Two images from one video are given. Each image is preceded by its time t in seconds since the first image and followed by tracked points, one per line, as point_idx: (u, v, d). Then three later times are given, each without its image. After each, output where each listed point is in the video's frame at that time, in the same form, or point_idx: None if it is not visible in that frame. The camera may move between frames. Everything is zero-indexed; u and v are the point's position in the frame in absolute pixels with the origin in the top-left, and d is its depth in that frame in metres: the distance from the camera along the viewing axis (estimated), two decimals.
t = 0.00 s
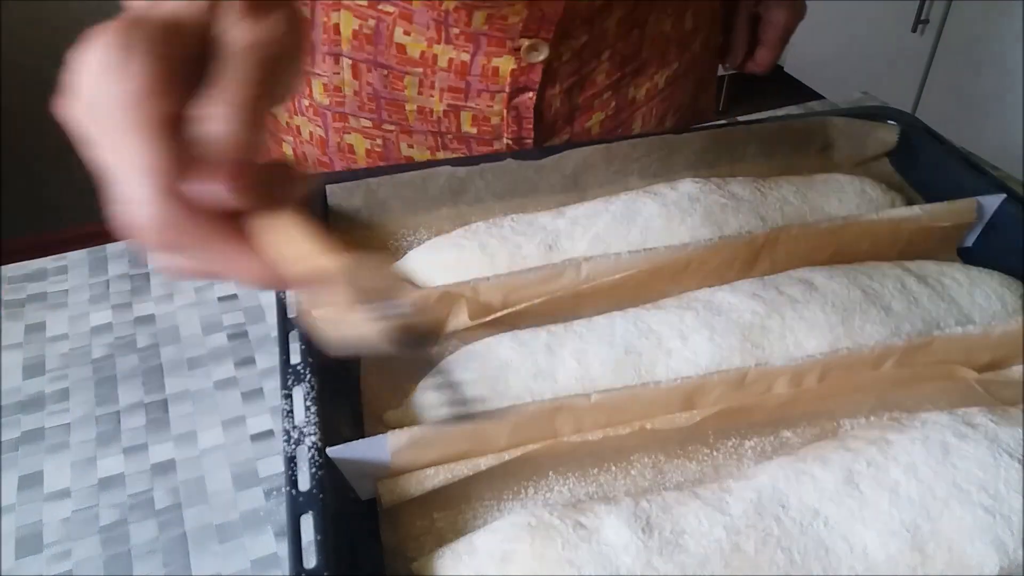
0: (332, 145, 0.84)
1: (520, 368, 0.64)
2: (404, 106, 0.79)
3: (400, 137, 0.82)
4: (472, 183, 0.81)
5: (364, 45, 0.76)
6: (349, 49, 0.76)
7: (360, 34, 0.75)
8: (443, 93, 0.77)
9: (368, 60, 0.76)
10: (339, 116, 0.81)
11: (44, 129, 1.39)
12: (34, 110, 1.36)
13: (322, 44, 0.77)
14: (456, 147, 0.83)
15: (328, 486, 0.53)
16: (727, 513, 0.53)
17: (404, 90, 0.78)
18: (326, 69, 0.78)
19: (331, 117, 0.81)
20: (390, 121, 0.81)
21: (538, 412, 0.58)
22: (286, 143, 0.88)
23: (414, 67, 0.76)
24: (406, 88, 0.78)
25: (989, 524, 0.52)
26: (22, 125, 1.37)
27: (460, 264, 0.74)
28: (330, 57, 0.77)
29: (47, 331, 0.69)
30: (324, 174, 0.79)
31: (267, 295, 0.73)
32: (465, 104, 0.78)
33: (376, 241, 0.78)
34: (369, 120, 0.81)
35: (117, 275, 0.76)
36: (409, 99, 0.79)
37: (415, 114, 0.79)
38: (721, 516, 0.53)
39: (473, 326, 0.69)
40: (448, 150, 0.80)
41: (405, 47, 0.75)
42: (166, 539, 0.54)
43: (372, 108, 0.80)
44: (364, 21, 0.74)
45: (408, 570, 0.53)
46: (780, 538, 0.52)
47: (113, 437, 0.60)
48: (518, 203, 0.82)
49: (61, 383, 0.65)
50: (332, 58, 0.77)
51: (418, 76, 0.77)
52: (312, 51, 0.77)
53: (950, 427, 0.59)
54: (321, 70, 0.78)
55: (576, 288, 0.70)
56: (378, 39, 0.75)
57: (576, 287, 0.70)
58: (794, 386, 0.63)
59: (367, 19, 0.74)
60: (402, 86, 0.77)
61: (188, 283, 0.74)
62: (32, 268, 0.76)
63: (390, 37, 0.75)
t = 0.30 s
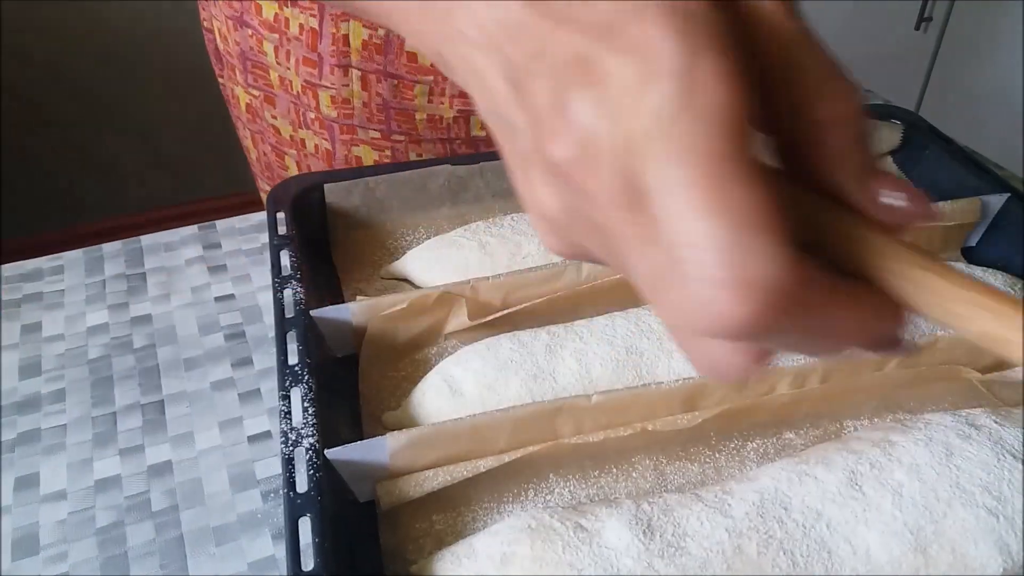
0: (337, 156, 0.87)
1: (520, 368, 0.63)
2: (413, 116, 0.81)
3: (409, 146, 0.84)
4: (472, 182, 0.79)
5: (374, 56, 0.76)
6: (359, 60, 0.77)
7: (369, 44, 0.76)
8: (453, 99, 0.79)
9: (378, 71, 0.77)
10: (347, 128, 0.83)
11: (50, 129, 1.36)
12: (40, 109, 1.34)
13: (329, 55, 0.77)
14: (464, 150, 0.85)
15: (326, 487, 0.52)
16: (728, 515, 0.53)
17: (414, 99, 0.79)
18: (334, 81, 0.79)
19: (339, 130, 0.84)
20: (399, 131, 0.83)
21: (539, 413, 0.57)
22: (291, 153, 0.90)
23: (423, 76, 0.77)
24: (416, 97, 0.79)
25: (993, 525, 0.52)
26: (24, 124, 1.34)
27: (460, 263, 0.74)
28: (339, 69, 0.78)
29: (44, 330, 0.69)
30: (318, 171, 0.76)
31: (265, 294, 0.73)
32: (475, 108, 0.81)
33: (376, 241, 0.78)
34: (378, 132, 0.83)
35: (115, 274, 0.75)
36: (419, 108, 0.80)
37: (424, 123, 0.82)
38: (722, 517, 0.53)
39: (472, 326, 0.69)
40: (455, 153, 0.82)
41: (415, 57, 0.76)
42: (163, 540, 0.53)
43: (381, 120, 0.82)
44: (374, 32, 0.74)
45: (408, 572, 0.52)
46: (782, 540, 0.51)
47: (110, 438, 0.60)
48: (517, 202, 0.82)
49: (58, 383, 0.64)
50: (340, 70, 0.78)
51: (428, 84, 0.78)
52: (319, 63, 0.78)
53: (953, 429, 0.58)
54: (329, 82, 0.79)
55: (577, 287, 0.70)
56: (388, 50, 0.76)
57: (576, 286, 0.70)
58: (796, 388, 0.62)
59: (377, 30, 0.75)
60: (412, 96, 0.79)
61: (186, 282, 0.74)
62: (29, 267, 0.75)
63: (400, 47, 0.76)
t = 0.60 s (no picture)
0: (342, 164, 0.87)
1: (520, 367, 0.64)
2: (418, 123, 0.81)
3: (413, 153, 0.85)
4: (472, 183, 0.80)
5: (380, 64, 0.77)
6: (365, 69, 0.78)
7: (375, 54, 0.77)
8: (457, 106, 0.80)
9: (383, 79, 0.78)
10: (352, 136, 0.84)
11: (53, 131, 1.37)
12: (41, 111, 1.34)
13: (334, 65, 0.78)
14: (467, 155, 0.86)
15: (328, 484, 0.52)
16: (727, 513, 0.53)
17: (419, 106, 0.80)
18: (340, 91, 0.80)
19: (343, 138, 0.84)
20: (404, 139, 0.83)
21: (539, 412, 0.57)
22: (292, 162, 0.92)
23: (429, 84, 0.78)
24: (421, 105, 0.80)
25: (989, 523, 0.52)
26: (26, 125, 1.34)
27: (461, 265, 0.74)
28: (345, 78, 0.79)
29: (47, 331, 0.69)
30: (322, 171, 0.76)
31: (267, 294, 0.73)
32: (479, 114, 0.81)
33: (377, 242, 0.79)
34: (382, 139, 0.84)
35: (117, 275, 0.76)
36: (424, 116, 0.81)
37: (429, 129, 0.82)
38: (720, 515, 0.53)
39: (472, 326, 0.69)
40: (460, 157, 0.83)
41: (420, 65, 0.77)
42: (166, 539, 0.54)
43: (386, 127, 0.83)
44: (380, 41, 0.75)
45: (408, 569, 0.53)
46: (780, 538, 0.52)
47: (113, 438, 0.60)
48: (517, 203, 0.82)
49: (61, 383, 0.65)
50: (346, 80, 0.79)
51: (434, 92, 0.79)
52: (324, 72, 0.79)
53: (950, 427, 0.59)
54: (335, 92, 0.80)
55: (576, 287, 0.70)
56: (394, 58, 0.77)
57: (576, 286, 0.71)
58: (793, 387, 0.62)
59: (383, 39, 0.75)
60: (417, 103, 0.80)
61: (188, 283, 0.74)
62: (31, 268, 0.76)
63: (406, 55, 0.76)
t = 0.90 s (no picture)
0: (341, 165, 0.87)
1: (520, 367, 0.64)
2: (417, 124, 0.81)
3: (413, 153, 0.84)
4: (472, 182, 0.80)
5: (379, 66, 0.77)
6: (364, 71, 0.78)
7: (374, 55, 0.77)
8: (457, 106, 0.80)
9: (382, 80, 0.78)
10: (351, 137, 0.84)
11: (53, 131, 1.37)
12: (41, 111, 1.34)
13: (334, 66, 0.78)
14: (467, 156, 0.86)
15: (327, 485, 0.52)
16: (727, 514, 0.53)
17: (418, 107, 0.80)
18: (339, 92, 0.80)
19: (343, 138, 0.84)
20: (404, 139, 0.83)
21: (538, 413, 0.58)
22: (291, 163, 0.92)
23: (427, 86, 0.78)
24: (420, 105, 0.80)
25: (990, 524, 0.52)
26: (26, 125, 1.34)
27: (460, 265, 0.74)
28: (345, 80, 0.79)
29: (46, 331, 0.69)
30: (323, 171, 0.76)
31: (266, 295, 0.73)
32: (478, 115, 0.81)
33: (377, 243, 0.78)
34: (382, 140, 0.83)
35: (117, 275, 0.75)
36: (423, 116, 0.81)
37: (429, 130, 0.82)
38: (721, 516, 0.53)
39: (472, 326, 0.69)
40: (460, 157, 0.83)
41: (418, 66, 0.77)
42: (165, 539, 0.54)
43: (386, 128, 0.82)
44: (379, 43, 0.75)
45: (408, 570, 0.53)
46: (781, 539, 0.52)
47: (113, 438, 0.60)
48: (517, 203, 0.82)
49: (60, 383, 0.65)
50: (345, 81, 0.79)
51: (433, 93, 0.79)
52: (324, 74, 0.79)
53: (951, 428, 0.59)
54: (334, 94, 0.80)
55: (576, 288, 0.71)
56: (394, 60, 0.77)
57: (575, 286, 0.71)
58: (795, 386, 0.62)
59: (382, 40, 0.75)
60: (416, 104, 0.80)
61: (188, 283, 0.74)
62: (30, 268, 0.75)
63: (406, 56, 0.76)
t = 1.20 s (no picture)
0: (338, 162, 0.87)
1: (520, 368, 0.63)
2: (416, 121, 0.81)
3: (412, 152, 0.84)
4: (472, 181, 0.79)
5: (378, 63, 0.77)
6: (363, 68, 0.77)
7: (373, 52, 0.76)
8: (456, 104, 0.80)
9: (381, 77, 0.78)
10: (350, 135, 0.83)
11: (51, 128, 1.37)
12: (39, 110, 1.34)
13: (332, 64, 0.77)
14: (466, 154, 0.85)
15: (326, 487, 0.52)
16: (728, 515, 0.52)
17: (417, 104, 0.80)
18: (338, 90, 0.79)
19: (341, 136, 0.83)
20: (402, 137, 0.83)
21: (539, 413, 0.57)
22: (288, 160, 0.91)
23: (426, 83, 0.78)
24: (419, 103, 0.79)
25: (993, 526, 0.52)
26: (26, 123, 1.34)
27: (460, 264, 0.74)
28: (343, 77, 0.78)
29: (43, 330, 0.69)
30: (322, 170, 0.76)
31: (265, 294, 0.73)
32: (478, 113, 0.81)
33: (376, 242, 0.78)
34: (380, 138, 0.83)
35: (114, 274, 0.75)
36: (422, 114, 0.81)
37: (427, 128, 0.82)
38: (722, 518, 0.52)
39: (472, 326, 0.69)
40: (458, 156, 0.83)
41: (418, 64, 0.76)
42: (162, 541, 0.53)
43: (384, 126, 0.82)
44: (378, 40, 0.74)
45: (408, 572, 0.52)
46: (783, 541, 0.51)
47: (110, 439, 0.60)
48: (517, 202, 0.82)
49: (57, 383, 0.64)
50: (343, 78, 0.78)
51: (432, 91, 0.78)
52: (322, 71, 0.78)
53: (954, 429, 0.58)
54: (332, 90, 0.79)
55: (576, 287, 0.70)
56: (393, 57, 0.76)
57: (576, 286, 0.70)
58: (797, 388, 0.62)
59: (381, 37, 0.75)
60: (415, 101, 0.79)
61: (186, 282, 0.74)
62: (27, 267, 0.75)
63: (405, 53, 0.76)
